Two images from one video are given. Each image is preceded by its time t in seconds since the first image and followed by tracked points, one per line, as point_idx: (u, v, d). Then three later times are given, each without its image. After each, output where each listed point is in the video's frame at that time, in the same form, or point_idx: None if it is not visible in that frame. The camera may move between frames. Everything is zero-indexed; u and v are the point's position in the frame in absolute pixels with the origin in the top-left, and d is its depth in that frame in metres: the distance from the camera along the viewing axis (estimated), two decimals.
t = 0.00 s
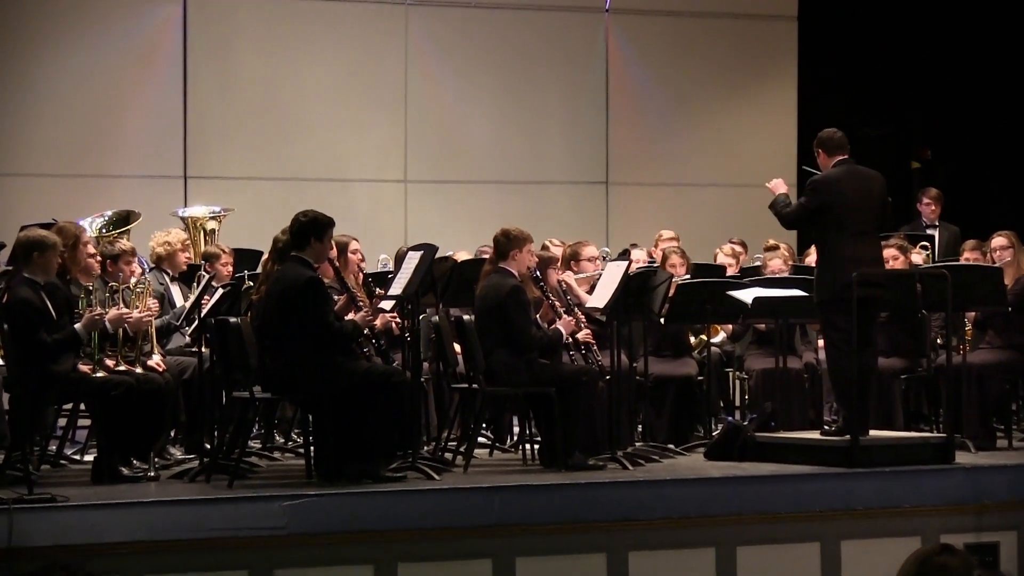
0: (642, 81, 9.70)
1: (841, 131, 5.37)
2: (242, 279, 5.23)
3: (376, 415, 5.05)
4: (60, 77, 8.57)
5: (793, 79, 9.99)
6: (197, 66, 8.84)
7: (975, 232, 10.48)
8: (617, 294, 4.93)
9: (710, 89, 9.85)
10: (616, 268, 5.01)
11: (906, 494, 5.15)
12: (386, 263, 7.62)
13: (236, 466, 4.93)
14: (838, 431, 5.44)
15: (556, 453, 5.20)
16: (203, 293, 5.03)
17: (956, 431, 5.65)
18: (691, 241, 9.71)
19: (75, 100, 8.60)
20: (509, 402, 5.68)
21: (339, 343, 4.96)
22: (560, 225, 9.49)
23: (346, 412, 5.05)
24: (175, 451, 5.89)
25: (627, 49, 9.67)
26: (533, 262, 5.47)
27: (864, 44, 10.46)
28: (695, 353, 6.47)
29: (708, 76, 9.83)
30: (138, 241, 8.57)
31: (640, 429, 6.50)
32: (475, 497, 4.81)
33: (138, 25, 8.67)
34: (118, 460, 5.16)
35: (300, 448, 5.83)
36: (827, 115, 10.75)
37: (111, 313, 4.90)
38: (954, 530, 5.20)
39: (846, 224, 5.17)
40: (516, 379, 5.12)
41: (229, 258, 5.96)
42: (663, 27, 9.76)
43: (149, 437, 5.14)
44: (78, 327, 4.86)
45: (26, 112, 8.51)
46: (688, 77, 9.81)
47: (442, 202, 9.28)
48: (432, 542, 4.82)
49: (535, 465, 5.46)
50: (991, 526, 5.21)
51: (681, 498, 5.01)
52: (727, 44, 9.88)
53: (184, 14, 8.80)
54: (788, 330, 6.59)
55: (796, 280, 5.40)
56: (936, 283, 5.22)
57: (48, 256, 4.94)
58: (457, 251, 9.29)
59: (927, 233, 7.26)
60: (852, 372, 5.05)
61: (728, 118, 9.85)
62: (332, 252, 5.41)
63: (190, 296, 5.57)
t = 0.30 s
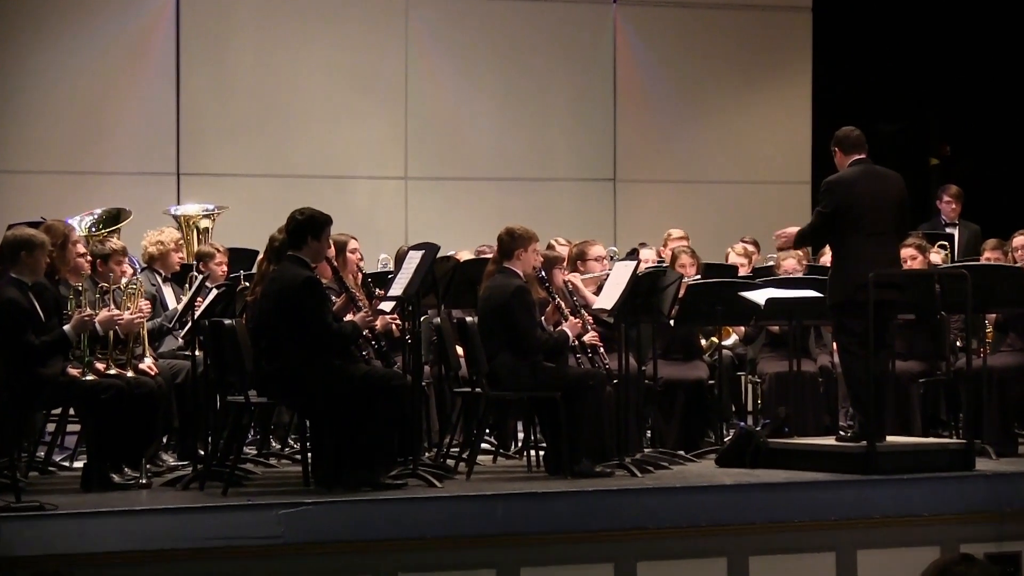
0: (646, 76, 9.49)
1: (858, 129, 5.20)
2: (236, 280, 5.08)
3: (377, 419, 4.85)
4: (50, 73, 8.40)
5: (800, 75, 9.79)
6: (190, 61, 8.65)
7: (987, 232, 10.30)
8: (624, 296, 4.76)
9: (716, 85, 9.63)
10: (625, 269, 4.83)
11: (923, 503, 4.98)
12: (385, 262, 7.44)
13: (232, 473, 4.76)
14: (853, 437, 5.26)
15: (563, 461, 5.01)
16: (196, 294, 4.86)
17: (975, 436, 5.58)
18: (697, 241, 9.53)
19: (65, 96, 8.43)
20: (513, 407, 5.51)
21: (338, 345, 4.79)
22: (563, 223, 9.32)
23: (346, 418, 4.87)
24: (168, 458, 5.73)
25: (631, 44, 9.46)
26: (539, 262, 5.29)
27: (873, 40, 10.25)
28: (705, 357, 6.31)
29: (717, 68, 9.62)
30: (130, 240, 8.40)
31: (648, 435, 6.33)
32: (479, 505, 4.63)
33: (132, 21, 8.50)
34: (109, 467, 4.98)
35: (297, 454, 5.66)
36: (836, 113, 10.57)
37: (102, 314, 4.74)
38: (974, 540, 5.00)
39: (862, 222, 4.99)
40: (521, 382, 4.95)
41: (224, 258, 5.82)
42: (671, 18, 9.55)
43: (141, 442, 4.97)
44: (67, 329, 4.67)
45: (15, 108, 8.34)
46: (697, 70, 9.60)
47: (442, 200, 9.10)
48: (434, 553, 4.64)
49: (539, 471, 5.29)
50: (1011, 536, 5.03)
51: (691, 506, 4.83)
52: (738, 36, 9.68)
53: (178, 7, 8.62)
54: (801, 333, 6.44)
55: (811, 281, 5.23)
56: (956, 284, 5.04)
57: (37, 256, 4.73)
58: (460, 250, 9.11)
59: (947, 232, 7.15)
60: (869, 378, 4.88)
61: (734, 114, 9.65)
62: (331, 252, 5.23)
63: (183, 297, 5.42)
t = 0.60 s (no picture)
0: (650, 71, 9.29)
1: (878, 123, 5.02)
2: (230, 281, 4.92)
3: (377, 422, 4.69)
4: (39, 67, 8.24)
5: (811, 70, 9.58)
6: (182, 56, 8.48)
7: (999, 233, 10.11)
8: (632, 297, 4.59)
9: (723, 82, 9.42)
10: (633, 268, 4.66)
11: (942, 511, 4.80)
12: (386, 262, 7.27)
13: (226, 480, 4.58)
14: (869, 443, 5.09)
15: (568, 468, 4.84)
16: (189, 296, 4.69)
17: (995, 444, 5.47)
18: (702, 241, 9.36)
19: (57, 92, 8.28)
20: (517, 412, 5.34)
21: (335, 348, 4.62)
22: (566, 221, 9.14)
23: (343, 424, 4.70)
24: (161, 464, 5.58)
25: (637, 38, 9.28)
26: (544, 261, 5.11)
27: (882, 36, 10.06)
28: (717, 360, 6.15)
29: (726, 62, 9.43)
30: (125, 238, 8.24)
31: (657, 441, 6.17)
32: (481, 514, 4.45)
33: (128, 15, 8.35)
34: (99, 474, 4.81)
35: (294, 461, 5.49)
36: (845, 111, 10.40)
37: (91, 316, 4.56)
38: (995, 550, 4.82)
39: (879, 219, 4.82)
40: (525, 386, 4.78)
41: (218, 258, 5.68)
42: (680, 11, 9.36)
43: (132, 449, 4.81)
44: (56, 331, 4.47)
45: (6, 104, 8.19)
46: (706, 64, 9.40)
47: (442, 197, 8.93)
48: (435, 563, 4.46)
49: (544, 478, 5.12)
50: None
51: (701, 515, 4.65)
52: (747, 30, 9.48)
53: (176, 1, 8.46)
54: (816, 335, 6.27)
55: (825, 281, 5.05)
56: (976, 285, 4.87)
57: (24, 255, 4.52)
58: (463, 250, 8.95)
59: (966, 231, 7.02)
60: (886, 382, 4.71)
61: (741, 110, 9.45)
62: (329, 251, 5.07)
63: (174, 298, 5.28)
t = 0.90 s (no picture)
0: (656, 66, 9.12)
1: (906, 116, 4.82)
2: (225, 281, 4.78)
3: (378, 427, 4.51)
4: (30, 62, 8.07)
5: (820, 66, 9.40)
6: (178, 51, 8.32)
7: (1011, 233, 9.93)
8: (641, 299, 4.42)
9: (732, 77, 9.24)
10: (642, 268, 4.49)
11: (964, 520, 4.61)
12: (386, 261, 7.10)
13: (220, 488, 4.40)
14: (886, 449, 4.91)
15: (575, 475, 4.66)
16: (181, 297, 4.51)
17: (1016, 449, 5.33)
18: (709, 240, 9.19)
19: (51, 88, 8.11)
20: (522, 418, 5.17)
21: (333, 351, 4.44)
22: (570, 220, 8.97)
23: (342, 429, 4.52)
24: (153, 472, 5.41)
25: (644, 34, 9.10)
26: (549, 261, 4.95)
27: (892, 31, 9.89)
28: (728, 364, 5.98)
29: (735, 58, 9.25)
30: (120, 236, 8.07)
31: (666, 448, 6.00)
32: (485, 523, 4.27)
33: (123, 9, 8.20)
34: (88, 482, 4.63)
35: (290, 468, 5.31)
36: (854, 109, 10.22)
37: (80, 317, 4.38)
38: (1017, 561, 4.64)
39: (900, 215, 4.67)
40: (530, 391, 4.61)
41: (212, 257, 5.52)
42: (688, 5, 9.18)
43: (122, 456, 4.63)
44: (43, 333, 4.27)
45: None
46: (714, 60, 9.22)
47: (442, 194, 8.77)
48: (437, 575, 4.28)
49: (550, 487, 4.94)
50: None
51: (712, 524, 4.48)
52: (756, 25, 9.29)
53: None
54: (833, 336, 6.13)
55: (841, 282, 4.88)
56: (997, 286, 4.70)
57: (11, 255, 4.32)
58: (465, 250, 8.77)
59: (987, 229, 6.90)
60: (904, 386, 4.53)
61: (750, 106, 9.27)
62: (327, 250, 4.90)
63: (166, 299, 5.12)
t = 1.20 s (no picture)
0: (666, 60, 8.95)
1: (941, 119, 4.67)
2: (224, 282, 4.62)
3: (382, 433, 4.35)
4: (27, 56, 7.92)
5: (833, 63, 9.22)
6: (179, 46, 8.17)
7: None
8: (655, 300, 4.25)
9: (741, 73, 9.06)
10: (657, 268, 4.32)
11: (991, 529, 4.43)
12: (392, 259, 6.93)
13: (218, 496, 4.23)
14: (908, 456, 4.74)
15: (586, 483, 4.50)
16: (178, 297, 4.35)
17: None
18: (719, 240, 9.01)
19: (49, 83, 7.96)
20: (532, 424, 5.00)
21: (335, 354, 4.28)
22: (578, 218, 8.80)
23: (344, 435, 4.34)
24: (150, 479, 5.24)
25: (653, 30, 8.94)
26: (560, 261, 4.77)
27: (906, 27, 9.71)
28: (747, 368, 5.82)
29: (746, 53, 9.07)
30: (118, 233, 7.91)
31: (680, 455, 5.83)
32: (493, 532, 4.10)
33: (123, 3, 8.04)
34: (82, 489, 4.46)
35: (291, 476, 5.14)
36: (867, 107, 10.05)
37: (74, 319, 4.22)
38: None
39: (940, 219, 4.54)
40: (540, 395, 4.45)
41: (210, 258, 5.38)
42: None
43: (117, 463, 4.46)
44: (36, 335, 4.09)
45: None
46: (725, 55, 9.04)
47: (447, 192, 8.60)
48: None
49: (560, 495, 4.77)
50: None
51: (730, 533, 4.30)
52: (769, 20, 9.11)
53: None
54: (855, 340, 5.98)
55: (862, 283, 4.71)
56: None
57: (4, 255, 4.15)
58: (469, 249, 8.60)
59: (1012, 226, 6.74)
60: (929, 391, 4.36)
61: (761, 103, 9.10)
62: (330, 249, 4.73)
63: (163, 300, 4.98)
